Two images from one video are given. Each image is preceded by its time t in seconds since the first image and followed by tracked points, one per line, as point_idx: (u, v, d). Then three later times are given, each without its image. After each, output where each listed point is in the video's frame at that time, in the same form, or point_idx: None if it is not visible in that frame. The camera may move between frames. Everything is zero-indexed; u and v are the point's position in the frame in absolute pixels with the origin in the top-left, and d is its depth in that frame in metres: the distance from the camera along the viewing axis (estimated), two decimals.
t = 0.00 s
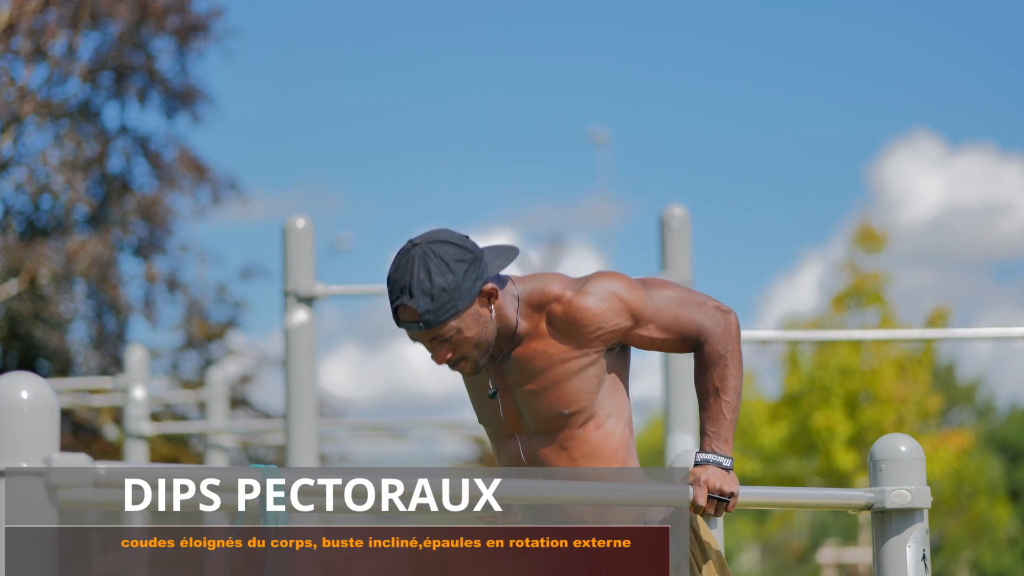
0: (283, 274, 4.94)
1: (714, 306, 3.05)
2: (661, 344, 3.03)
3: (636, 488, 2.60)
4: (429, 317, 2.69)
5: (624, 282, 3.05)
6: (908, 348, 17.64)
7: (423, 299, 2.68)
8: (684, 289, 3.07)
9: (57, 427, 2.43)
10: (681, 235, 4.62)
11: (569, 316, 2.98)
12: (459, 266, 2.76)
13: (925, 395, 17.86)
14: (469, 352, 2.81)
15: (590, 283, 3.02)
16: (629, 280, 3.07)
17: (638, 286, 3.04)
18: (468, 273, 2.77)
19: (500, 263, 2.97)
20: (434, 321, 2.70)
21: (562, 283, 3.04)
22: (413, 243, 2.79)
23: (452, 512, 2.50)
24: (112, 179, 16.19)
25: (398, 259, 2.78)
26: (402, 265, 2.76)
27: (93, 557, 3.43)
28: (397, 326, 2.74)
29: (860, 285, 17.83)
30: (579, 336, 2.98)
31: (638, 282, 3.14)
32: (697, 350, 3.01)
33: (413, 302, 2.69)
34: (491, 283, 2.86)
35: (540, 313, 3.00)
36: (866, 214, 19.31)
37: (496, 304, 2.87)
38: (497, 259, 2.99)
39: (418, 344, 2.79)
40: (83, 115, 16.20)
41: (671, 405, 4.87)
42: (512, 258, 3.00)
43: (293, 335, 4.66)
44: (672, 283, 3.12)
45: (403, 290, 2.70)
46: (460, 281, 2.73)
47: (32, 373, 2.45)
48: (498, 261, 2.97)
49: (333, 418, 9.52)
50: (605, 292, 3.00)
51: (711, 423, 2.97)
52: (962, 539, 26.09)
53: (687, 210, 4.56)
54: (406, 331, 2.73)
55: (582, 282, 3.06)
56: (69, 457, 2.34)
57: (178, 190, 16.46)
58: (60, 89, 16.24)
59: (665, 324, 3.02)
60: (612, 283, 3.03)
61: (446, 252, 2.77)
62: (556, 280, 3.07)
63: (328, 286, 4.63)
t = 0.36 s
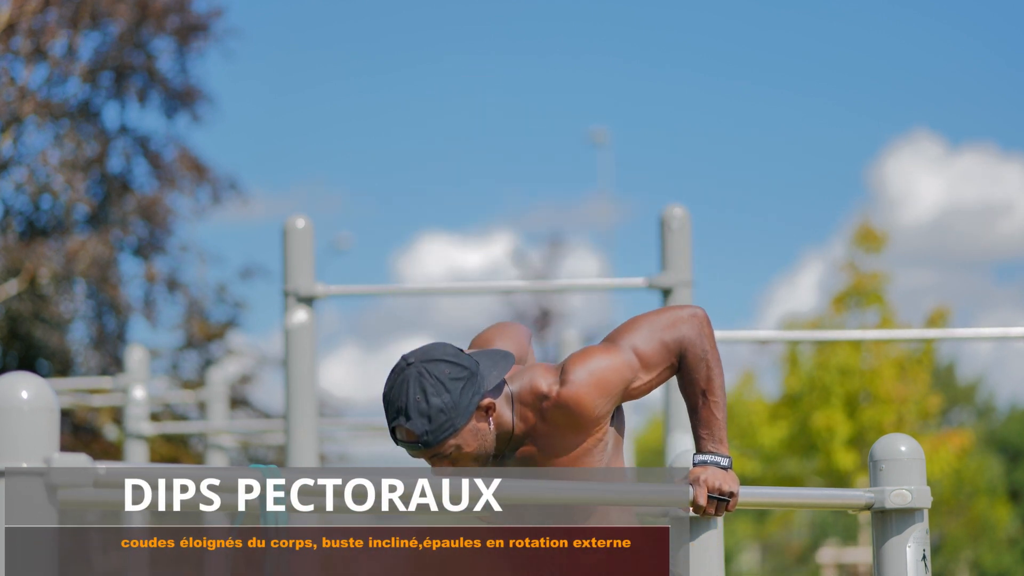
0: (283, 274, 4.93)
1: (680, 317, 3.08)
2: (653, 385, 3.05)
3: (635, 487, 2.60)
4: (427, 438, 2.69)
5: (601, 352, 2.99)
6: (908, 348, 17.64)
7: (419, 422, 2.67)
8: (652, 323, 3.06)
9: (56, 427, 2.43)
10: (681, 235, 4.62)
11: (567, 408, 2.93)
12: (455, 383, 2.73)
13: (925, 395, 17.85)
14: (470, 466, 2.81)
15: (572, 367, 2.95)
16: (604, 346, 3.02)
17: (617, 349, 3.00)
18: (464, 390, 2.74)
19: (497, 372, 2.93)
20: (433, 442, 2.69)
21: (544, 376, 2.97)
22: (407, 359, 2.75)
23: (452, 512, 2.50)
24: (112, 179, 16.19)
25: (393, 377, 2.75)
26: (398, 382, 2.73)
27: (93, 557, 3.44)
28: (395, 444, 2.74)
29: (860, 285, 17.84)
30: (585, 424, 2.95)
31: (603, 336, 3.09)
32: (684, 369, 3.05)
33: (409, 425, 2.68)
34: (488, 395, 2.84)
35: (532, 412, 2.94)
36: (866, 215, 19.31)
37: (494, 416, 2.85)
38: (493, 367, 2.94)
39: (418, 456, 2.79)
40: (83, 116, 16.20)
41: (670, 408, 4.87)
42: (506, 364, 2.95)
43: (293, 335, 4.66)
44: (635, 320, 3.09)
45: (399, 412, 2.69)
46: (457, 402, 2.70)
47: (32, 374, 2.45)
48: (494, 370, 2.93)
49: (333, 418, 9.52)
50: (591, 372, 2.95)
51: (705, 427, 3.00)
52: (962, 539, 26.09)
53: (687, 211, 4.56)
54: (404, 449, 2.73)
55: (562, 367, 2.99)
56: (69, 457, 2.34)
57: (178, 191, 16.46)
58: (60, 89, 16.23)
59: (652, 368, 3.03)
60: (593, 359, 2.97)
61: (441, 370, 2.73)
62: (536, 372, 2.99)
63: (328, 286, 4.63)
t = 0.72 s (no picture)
0: (283, 274, 4.93)
1: (698, 312, 3.09)
2: (661, 370, 3.05)
3: (635, 488, 2.59)
4: (429, 379, 2.67)
5: (617, 322, 3.02)
6: (908, 348, 17.64)
7: (423, 363, 2.67)
8: (670, 309, 3.09)
9: (57, 427, 2.42)
10: (681, 235, 4.61)
11: (573, 367, 2.94)
12: (460, 329, 2.75)
13: (925, 395, 17.85)
14: (470, 414, 2.78)
15: (586, 332, 2.98)
16: (619, 318, 3.04)
17: (631, 324, 3.02)
18: (469, 336, 2.75)
19: (500, 323, 2.96)
20: (434, 383, 2.68)
21: (557, 336, 3.00)
22: (415, 308, 2.78)
23: (452, 511, 2.50)
24: (112, 179, 16.19)
25: (398, 323, 2.77)
26: (402, 327, 2.74)
27: (93, 557, 3.44)
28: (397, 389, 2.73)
29: (860, 285, 17.84)
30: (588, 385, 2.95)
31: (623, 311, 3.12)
32: (693, 361, 3.06)
33: (413, 366, 2.67)
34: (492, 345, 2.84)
35: (541, 370, 2.97)
36: (866, 215, 19.30)
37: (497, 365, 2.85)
38: (497, 317, 2.98)
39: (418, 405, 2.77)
40: (83, 115, 16.20)
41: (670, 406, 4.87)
42: (512, 314, 2.99)
43: (293, 335, 4.65)
44: (654, 305, 3.13)
45: (403, 353, 2.69)
46: (461, 345, 2.71)
47: (31, 373, 2.45)
48: (499, 324, 2.94)
49: (333, 418, 9.53)
50: (604, 337, 2.97)
51: (708, 423, 2.99)
52: (962, 539, 26.10)
53: (687, 210, 4.56)
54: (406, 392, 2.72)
55: (576, 330, 3.02)
56: (69, 457, 2.34)
57: (178, 191, 16.45)
58: (60, 89, 16.23)
59: (664, 351, 3.04)
60: (607, 327, 3.00)
61: (446, 316, 2.75)
62: (549, 333, 3.02)
63: (327, 286, 4.63)
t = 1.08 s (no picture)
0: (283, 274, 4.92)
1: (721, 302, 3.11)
2: (663, 300, 3.07)
3: (635, 487, 2.59)
4: (458, 191, 2.85)
5: (650, 222, 3.10)
6: (908, 348, 17.62)
7: (455, 173, 2.85)
8: (700, 265, 3.12)
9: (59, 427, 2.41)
10: (681, 235, 4.61)
11: (586, 228, 3.06)
12: (493, 150, 2.93)
13: (925, 395, 17.84)
14: (490, 237, 2.94)
15: (616, 209, 3.09)
16: (655, 222, 3.12)
17: (659, 230, 3.09)
18: (501, 158, 2.94)
19: (532, 161, 3.14)
20: (463, 195, 2.85)
21: (591, 200, 3.13)
22: (453, 125, 2.97)
23: (452, 512, 2.51)
24: (112, 179, 16.20)
25: (435, 138, 2.96)
26: (439, 141, 2.93)
27: (94, 556, 3.44)
28: (424, 200, 2.89)
29: (860, 284, 17.84)
30: (590, 247, 3.05)
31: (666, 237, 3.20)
32: (698, 336, 3.07)
33: (445, 174, 2.85)
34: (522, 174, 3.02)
35: (563, 222, 3.10)
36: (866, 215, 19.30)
37: (522, 197, 3.02)
38: (530, 156, 3.16)
39: (442, 222, 2.94)
40: (83, 115, 16.21)
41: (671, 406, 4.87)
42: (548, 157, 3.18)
43: (293, 335, 4.65)
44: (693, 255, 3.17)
45: (437, 162, 2.87)
46: (493, 164, 2.89)
47: (30, 373, 2.43)
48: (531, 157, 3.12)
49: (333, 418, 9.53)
50: (626, 221, 3.06)
51: (713, 423, 3.01)
52: (962, 539, 26.09)
53: (687, 209, 4.55)
54: (434, 204, 2.88)
55: (611, 205, 3.14)
56: (69, 457, 2.33)
57: (178, 190, 16.45)
58: (60, 89, 16.24)
59: (674, 280, 3.07)
60: (637, 216, 3.09)
61: (482, 135, 2.94)
62: (588, 198, 3.16)
63: (328, 287, 4.63)
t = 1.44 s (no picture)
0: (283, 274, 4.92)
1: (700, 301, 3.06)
2: (646, 277, 3.05)
3: (636, 488, 2.60)
4: (470, 127, 2.93)
5: (656, 191, 3.09)
6: (908, 348, 17.63)
7: (468, 111, 2.93)
8: (690, 252, 3.08)
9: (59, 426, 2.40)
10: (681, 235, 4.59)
11: (592, 183, 3.09)
12: (507, 90, 3.02)
13: (925, 395, 17.84)
14: (501, 178, 3.01)
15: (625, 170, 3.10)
16: (665, 193, 3.11)
17: (663, 201, 3.08)
18: (515, 99, 3.02)
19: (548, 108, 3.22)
20: (475, 132, 2.93)
21: (606, 157, 3.17)
22: (469, 66, 3.06)
23: (452, 511, 2.52)
24: (112, 179, 16.19)
25: (451, 78, 3.05)
26: (455, 79, 3.02)
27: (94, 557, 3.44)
28: (437, 137, 2.98)
29: (860, 284, 17.83)
30: (590, 200, 3.09)
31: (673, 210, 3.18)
32: (671, 329, 3.03)
33: (458, 111, 2.94)
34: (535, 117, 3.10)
35: (573, 175, 3.16)
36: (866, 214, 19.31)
37: (534, 140, 3.10)
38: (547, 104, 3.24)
39: (454, 160, 3.02)
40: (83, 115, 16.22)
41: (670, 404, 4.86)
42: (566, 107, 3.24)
43: (294, 336, 4.65)
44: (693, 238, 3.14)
45: (452, 99, 2.96)
46: (506, 102, 2.98)
47: (30, 373, 2.42)
48: (543, 103, 3.19)
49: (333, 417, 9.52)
50: (630, 184, 3.07)
51: (702, 423, 3.00)
52: (962, 540, 26.08)
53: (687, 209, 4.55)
54: (446, 141, 2.96)
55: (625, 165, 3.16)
56: (69, 456, 2.32)
57: (178, 190, 16.44)
58: (60, 89, 16.24)
59: (660, 257, 3.04)
60: (646, 179, 3.09)
61: (498, 75, 3.03)
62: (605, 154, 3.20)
63: (331, 287, 4.64)
